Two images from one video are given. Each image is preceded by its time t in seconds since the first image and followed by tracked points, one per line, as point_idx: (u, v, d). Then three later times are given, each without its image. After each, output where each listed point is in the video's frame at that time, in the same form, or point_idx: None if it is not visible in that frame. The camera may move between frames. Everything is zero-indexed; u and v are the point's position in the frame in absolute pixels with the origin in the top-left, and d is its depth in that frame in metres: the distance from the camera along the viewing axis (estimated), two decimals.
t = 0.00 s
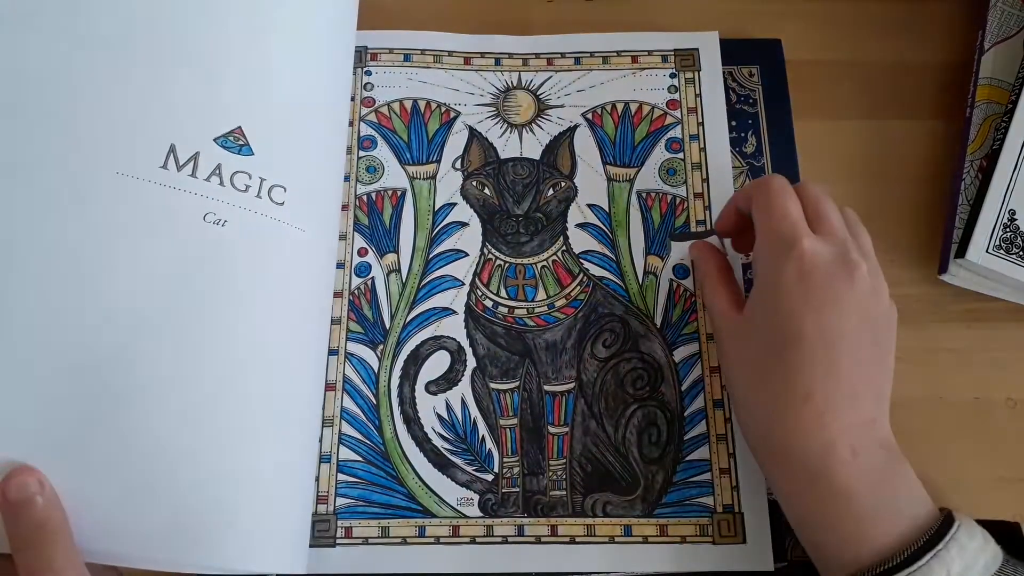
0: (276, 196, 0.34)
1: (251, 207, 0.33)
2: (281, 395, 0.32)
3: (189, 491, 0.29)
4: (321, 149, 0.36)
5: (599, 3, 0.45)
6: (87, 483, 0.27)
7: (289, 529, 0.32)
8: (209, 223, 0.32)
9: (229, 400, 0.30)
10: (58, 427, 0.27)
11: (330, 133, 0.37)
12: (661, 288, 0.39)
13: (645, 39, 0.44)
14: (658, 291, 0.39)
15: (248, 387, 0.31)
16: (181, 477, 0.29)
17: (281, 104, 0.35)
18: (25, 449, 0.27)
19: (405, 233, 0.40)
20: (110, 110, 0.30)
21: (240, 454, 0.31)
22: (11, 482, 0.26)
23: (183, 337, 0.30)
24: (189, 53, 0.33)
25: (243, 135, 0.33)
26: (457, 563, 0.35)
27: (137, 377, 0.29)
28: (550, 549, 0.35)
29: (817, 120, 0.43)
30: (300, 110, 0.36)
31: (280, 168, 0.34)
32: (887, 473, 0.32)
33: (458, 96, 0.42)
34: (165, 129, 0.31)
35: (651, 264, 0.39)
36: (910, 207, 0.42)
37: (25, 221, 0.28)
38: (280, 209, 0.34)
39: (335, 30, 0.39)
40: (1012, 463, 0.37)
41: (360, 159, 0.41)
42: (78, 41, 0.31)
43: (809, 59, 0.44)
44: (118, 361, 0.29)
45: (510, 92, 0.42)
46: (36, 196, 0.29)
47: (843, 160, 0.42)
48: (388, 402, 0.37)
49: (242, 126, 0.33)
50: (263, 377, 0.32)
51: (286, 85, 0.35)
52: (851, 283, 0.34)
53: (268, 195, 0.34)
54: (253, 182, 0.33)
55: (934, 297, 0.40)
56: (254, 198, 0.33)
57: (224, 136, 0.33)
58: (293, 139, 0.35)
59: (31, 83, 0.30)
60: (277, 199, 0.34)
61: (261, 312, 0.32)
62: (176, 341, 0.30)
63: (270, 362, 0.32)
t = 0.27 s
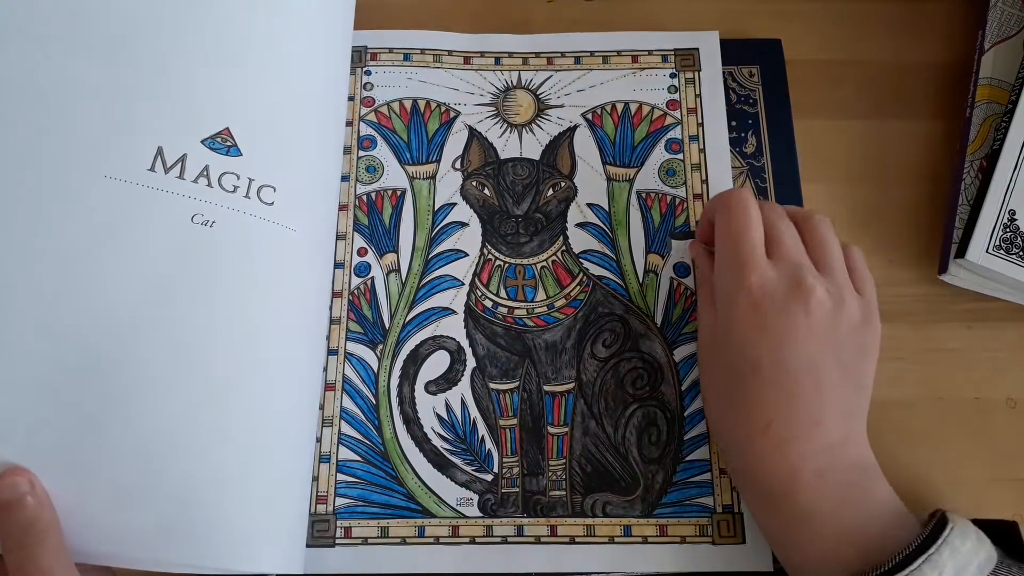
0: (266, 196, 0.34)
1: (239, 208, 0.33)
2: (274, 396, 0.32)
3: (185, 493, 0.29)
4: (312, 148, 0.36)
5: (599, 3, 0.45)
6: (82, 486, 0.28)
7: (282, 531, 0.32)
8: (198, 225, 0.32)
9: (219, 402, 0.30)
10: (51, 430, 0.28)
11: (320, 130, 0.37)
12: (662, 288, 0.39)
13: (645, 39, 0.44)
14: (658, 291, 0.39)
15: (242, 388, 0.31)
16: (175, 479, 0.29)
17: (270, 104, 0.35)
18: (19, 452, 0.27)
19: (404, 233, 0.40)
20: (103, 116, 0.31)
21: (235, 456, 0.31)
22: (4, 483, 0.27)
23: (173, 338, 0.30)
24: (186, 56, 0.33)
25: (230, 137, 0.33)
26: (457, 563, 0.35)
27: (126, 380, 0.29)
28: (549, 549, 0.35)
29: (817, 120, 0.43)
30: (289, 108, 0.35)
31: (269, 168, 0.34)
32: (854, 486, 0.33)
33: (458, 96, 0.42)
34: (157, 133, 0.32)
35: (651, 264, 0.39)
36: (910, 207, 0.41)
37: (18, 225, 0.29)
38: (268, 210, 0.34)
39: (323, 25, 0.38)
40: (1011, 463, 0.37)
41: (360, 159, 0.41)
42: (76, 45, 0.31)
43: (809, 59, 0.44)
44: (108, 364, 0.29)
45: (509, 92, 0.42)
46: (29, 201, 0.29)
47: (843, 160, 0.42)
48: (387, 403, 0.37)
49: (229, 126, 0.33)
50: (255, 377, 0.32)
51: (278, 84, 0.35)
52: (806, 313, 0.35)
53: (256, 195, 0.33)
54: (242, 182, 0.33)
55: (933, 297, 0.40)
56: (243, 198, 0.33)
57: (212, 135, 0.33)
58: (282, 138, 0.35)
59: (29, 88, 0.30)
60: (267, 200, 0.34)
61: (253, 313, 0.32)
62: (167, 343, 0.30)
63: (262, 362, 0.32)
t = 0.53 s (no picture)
0: (262, 196, 0.34)
1: (235, 208, 0.33)
2: (275, 395, 0.32)
3: (188, 492, 0.29)
4: (310, 147, 0.36)
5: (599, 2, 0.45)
6: (80, 486, 0.28)
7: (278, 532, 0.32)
8: (194, 225, 0.31)
9: (219, 401, 0.30)
10: (48, 430, 0.28)
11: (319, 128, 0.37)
12: (662, 287, 0.39)
13: (645, 39, 0.44)
14: (659, 290, 0.39)
15: (239, 388, 0.31)
16: (177, 479, 0.29)
17: (269, 104, 0.35)
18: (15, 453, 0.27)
19: (404, 233, 0.40)
20: (101, 116, 0.31)
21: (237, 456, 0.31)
22: None
23: (169, 340, 0.30)
24: (186, 57, 0.33)
25: (227, 136, 0.33)
26: (457, 564, 0.34)
27: (121, 380, 0.29)
28: (549, 549, 0.35)
29: (816, 120, 0.43)
30: (288, 108, 0.35)
31: (268, 167, 0.34)
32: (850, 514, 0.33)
33: (458, 96, 0.42)
34: (154, 134, 0.31)
35: (651, 263, 0.39)
36: (909, 207, 0.41)
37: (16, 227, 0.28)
38: (263, 211, 0.33)
39: (328, 27, 0.38)
40: (1011, 463, 0.37)
41: (359, 159, 0.41)
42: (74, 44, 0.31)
43: (809, 59, 0.44)
44: (106, 365, 0.29)
45: (509, 91, 0.42)
46: (25, 202, 0.29)
47: (843, 160, 0.42)
48: (387, 402, 0.37)
49: (225, 126, 0.33)
50: (255, 377, 0.32)
51: (277, 84, 0.35)
52: (784, 336, 0.35)
53: (253, 195, 0.33)
54: (238, 183, 0.33)
55: (933, 297, 0.40)
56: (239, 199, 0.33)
57: (209, 135, 0.33)
58: (281, 138, 0.35)
59: (26, 87, 0.30)
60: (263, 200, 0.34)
61: (252, 313, 0.32)
62: (163, 343, 0.30)
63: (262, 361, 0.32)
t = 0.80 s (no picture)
0: (240, 198, 0.33)
1: (214, 210, 0.32)
2: (274, 395, 0.32)
3: (188, 492, 0.29)
4: (308, 147, 0.36)
5: (599, 3, 0.45)
6: (74, 489, 0.28)
7: (273, 535, 0.32)
8: (170, 230, 0.31)
9: (218, 401, 0.31)
10: (46, 432, 0.28)
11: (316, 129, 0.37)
12: (661, 288, 0.39)
13: (645, 39, 0.44)
14: (658, 291, 0.39)
15: (231, 388, 0.31)
16: (176, 479, 0.29)
17: (266, 105, 0.35)
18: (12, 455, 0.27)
19: (403, 233, 0.40)
20: (100, 120, 0.31)
21: (236, 456, 0.31)
22: None
23: (162, 342, 0.30)
24: (184, 61, 0.33)
25: (201, 141, 0.33)
26: (455, 564, 0.34)
27: (103, 387, 0.29)
28: (548, 549, 0.35)
29: (817, 120, 0.43)
30: (287, 109, 0.35)
31: (265, 167, 0.34)
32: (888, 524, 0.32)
33: (457, 95, 0.42)
34: (152, 137, 0.32)
35: (651, 263, 0.39)
36: (910, 207, 0.41)
37: (18, 230, 0.29)
38: (241, 213, 0.33)
39: (322, 27, 0.38)
40: (1012, 463, 0.37)
41: (359, 158, 0.41)
42: (76, 51, 0.31)
43: (809, 59, 0.44)
44: (100, 367, 0.29)
45: (509, 92, 0.42)
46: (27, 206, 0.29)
47: (843, 160, 0.42)
48: (386, 401, 0.37)
49: (200, 132, 0.33)
50: (254, 378, 0.32)
51: (271, 86, 0.35)
52: (817, 342, 0.34)
53: (229, 198, 0.33)
54: (215, 186, 0.32)
55: (934, 297, 0.40)
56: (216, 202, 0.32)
57: (183, 142, 0.32)
58: (279, 138, 0.35)
59: (30, 94, 0.30)
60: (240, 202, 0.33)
61: (251, 313, 0.32)
62: (151, 346, 0.30)
63: (260, 362, 0.32)
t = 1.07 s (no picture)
0: (245, 198, 0.33)
1: (218, 210, 0.32)
2: (275, 395, 0.32)
3: (190, 491, 0.29)
4: (308, 147, 0.36)
5: (598, 3, 0.45)
6: (74, 490, 0.28)
7: (273, 535, 0.32)
8: (175, 229, 0.31)
9: (220, 401, 0.31)
10: (45, 433, 0.28)
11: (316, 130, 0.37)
12: (661, 287, 0.39)
13: (645, 39, 0.44)
14: (657, 291, 0.39)
15: (231, 388, 0.31)
16: (179, 478, 0.29)
17: (265, 105, 0.35)
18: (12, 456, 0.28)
19: (403, 232, 0.40)
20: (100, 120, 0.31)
21: (238, 456, 0.31)
22: None
23: (163, 343, 0.30)
24: (183, 62, 0.33)
25: (206, 141, 0.33)
26: (456, 564, 0.34)
27: (104, 386, 0.29)
28: (549, 549, 0.35)
29: (816, 119, 0.43)
30: (287, 109, 0.35)
31: (264, 168, 0.34)
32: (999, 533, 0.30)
33: (457, 95, 0.42)
34: (152, 138, 0.32)
35: (650, 263, 0.39)
36: (909, 207, 0.41)
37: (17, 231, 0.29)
38: (245, 213, 0.33)
39: (322, 27, 0.38)
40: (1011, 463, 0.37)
41: (358, 159, 0.41)
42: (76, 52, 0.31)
43: (808, 59, 0.44)
44: (99, 367, 0.29)
45: (508, 92, 0.42)
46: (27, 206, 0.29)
47: (842, 160, 0.42)
48: (386, 401, 0.37)
49: (204, 132, 0.33)
50: (257, 378, 0.32)
51: (272, 86, 0.35)
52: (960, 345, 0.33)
53: (234, 198, 0.33)
54: (219, 185, 0.33)
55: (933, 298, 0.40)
56: (221, 202, 0.32)
57: (188, 141, 0.32)
58: (279, 138, 0.35)
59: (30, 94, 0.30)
60: (246, 202, 0.33)
61: (253, 313, 0.32)
62: (149, 346, 0.30)
63: (261, 362, 0.32)
